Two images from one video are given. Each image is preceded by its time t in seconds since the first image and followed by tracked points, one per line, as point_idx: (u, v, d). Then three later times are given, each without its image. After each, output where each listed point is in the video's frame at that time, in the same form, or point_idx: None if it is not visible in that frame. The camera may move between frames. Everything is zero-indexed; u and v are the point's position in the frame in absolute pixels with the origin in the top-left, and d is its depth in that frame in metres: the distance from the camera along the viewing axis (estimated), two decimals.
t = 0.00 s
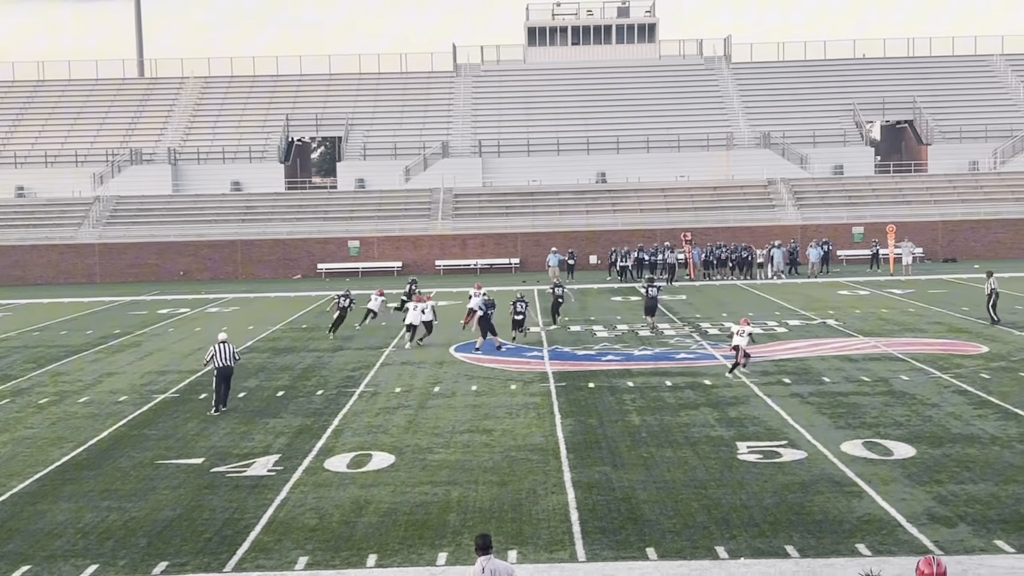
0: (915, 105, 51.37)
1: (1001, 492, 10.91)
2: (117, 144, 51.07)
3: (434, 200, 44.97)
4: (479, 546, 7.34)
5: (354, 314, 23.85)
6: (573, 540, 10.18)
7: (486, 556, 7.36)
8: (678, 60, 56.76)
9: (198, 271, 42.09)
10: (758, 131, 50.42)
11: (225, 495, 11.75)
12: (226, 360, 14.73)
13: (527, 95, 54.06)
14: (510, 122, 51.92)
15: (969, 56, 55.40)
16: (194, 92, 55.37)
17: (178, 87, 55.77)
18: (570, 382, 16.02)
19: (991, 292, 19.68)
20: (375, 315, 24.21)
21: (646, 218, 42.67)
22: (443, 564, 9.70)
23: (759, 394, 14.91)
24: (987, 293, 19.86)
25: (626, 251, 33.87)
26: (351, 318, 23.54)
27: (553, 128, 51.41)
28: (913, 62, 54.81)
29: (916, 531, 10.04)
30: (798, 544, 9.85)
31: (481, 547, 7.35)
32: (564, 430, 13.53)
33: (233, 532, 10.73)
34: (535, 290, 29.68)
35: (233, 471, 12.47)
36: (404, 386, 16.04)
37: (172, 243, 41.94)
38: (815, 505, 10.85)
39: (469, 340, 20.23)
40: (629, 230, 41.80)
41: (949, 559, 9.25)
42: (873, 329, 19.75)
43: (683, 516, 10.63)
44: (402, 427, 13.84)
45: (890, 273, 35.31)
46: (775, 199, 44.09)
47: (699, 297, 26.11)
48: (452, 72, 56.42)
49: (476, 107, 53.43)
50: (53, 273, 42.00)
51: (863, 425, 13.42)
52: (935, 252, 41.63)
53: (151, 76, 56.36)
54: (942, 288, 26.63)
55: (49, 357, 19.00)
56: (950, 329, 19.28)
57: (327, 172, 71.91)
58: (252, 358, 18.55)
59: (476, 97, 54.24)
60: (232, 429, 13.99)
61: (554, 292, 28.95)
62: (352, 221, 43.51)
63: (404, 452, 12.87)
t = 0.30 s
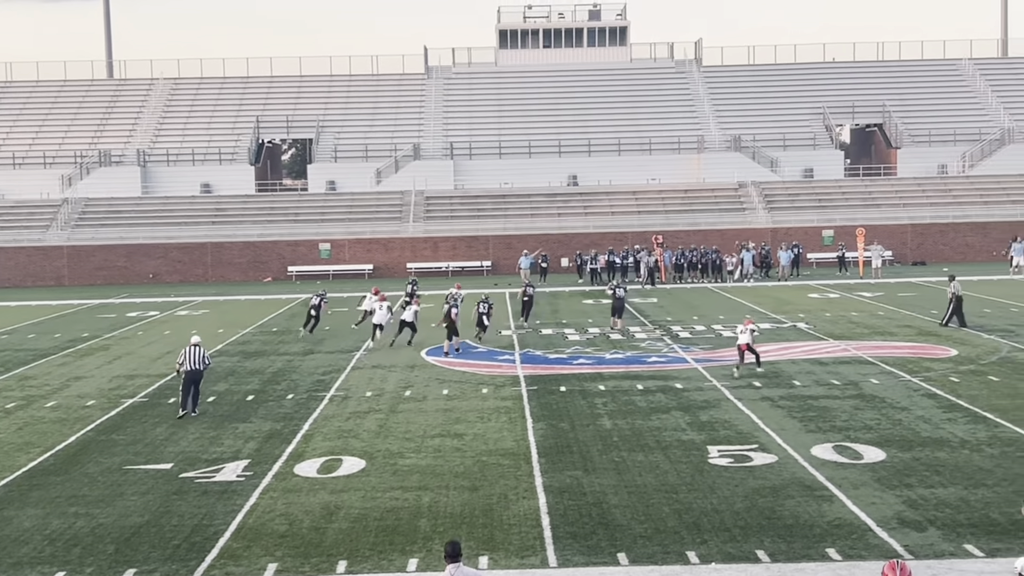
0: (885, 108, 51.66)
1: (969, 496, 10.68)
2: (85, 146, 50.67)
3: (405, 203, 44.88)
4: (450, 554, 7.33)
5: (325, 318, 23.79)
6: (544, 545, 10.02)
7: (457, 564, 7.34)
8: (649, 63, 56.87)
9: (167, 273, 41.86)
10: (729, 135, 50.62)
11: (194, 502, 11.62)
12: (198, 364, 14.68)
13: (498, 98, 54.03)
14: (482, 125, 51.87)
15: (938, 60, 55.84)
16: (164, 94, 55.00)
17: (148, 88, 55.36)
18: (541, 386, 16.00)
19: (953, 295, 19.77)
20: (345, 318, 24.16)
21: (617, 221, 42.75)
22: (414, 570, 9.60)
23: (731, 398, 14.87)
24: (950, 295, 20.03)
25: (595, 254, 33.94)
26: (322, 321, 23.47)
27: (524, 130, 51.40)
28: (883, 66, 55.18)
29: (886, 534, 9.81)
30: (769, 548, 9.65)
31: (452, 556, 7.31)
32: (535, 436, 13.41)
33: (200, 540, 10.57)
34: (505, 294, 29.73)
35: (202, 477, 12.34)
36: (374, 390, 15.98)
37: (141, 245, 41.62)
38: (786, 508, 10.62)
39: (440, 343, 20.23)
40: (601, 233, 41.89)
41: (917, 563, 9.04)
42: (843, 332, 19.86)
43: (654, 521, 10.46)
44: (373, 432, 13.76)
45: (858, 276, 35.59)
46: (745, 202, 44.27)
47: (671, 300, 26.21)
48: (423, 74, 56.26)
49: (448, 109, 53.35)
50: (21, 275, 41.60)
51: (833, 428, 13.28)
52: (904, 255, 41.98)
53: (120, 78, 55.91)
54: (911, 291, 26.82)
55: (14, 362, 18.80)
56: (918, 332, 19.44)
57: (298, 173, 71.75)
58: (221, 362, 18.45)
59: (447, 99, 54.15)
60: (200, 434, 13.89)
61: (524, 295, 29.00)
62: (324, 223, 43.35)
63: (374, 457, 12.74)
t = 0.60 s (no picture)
0: (851, 115, 52.18)
1: (935, 506, 10.75)
2: (49, 149, 50.07)
3: (373, 207, 44.71)
4: (413, 572, 7.05)
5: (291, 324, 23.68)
6: (510, 558, 9.97)
7: None
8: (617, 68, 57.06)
9: (132, 277, 41.29)
10: (696, 140, 50.87)
11: (156, 513, 11.49)
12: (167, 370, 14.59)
13: (467, 103, 53.93)
14: (450, 130, 51.80)
15: (903, 67, 56.44)
16: (129, 97, 54.43)
17: (113, 91, 54.73)
18: (508, 393, 15.95)
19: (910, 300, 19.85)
20: (311, 323, 24.10)
21: (585, 226, 42.80)
22: None
23: (697, 406, 14.90)
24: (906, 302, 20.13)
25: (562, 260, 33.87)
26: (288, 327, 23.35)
27: (493, 136, 51.37)
28: (848, 73, 55.74)
29: (852, 545, 9.85)
30: (735, 560, 9.66)
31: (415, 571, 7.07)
32: (502, 444, 13.37)
33: (160, 553, 10.42)
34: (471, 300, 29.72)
35: (164, 487, 12.21)
36: (340, 398, 15.89)
37: (105, 249, 41.10)
38: (752, 519, 10.66)
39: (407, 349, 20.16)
40: (569, 238, 41.90)
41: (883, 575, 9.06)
42: (810, 339, 19.96)
43: (621, 532, 10.46)
44: (338, 440, 13.67)
45: (825, 281, 35.80)
46: (712, 208, 44.49)
47: (639, 305, 26.28)
48: (391, 78, 56.04)
49: (416, 113, 53.18)
50: None
51: (799, 436, 13.32)
52: (870, 260, 42.23)
53: (85, 80, 55.27)
54: (877, 297, 27.04)
55: None
56: (884, 339, 19.58)
57: (265, 178, 71.30)
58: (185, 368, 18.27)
59: (415, 103, 54.00)
60: (164, 443, 13.76)
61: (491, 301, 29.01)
62: (290, 227, 43.10)
63: (339, 467, 12.66)
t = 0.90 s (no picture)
0: (808, 127, 52.84)
1: (890, 527, 10.87)
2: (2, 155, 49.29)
3: (331, 217, 44.49)
4: None
5: (247, 338, 23.48)
6: None
7: None
8: (577, 79, 57.49)
9: (87, 286, 40.68)
10: (656, 152, 51.15)
11: (108, 533, 11.32)
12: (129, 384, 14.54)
13: (427, 112, 53.83)
14: (409, 137, 51.68)
15: (860, 81, 57.28)
16: (84, 103, 53.60)
17: (68, 98, 53.98)
18: (466, 409, 15.91)
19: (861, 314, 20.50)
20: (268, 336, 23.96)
21: (545, 237, 42.83)
22: None
23: (655, 422, 14.97)
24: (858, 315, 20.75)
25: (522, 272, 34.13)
26: (244, 340, 23.16)
27: (452, 145, 51.28)
28: (806, 85, 56.43)
29: (808, 567, 9.92)
30: None
31: None
32: (460, 462, 13.36)
33: (111, 574, 10.26)
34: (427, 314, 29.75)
35: (116, 507, 12.06)
36: (297, 413, 15.78)
37: (58, 258, 40.33)
38: (709, 540, 10.72)
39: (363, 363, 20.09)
40: (529, 250, 41.83)
41: None
42: (768, 353, 20.12)
43: (578, 554, 10.46)
44: (294, 458, 13.58)
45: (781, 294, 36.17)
46: (671, 220, 44.72)
47: (598, 318, 26.38)
48: (350, 86, 55.87)
49: (375, 121, 53.01)
50: None
51: (756, 454, 13.42)
52: (827, 274, 42.63)
53: (40, 86, 54.43)
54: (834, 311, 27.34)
55: None
56: (841, 354, 19.78)
57: (223, 186, 71.18)
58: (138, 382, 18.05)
59: (375, 111, 53.88)
60: (117, 460, 13.59)
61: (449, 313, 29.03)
62: (249, 237, 42.79)
63: (295, 486, 12.59)
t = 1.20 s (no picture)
0: (754, 147, 53.69)
1: (831, 548, 10.98)
2: None
3: (277, 232, 44.28)
4: None
5: (190, 355, 23.25)
6: None
7: None
8: (526, 97, 58.08)
9: (28, 300, 39.94)
10: (603, 170, 51.62)
11: (43, 555, 11.05)
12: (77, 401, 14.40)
13: (376, 127, 53.86)
14: (358, 151, 51.69)
15: (804, 102, 58.37)
16: (27, 115, 52.97)
17: (9, 112, 53.23)
18: (411, 428, 15.85)
19: (798, 333, 20.83)
20: (212, 353, 23.78)
21: (493, 254, 42.93)
22: None
23: (600, 441, 15.03)
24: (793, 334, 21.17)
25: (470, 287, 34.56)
26: (187, 357, 22.94)
27: (401, 160, 51.26)
28: (752, 106, 57.37)
29: None
30: None
31: None
32: (404, 482, 13.32)
33: None
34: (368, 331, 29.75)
35: (52, 528, 11.84)
36: (240, 432, 15.65)
37: None
38: (651, 561, 10.75)
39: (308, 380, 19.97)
40: (477, 266, 41.86)
41: None
42: (713, 373, 20.30)
43: None
44: (236, 478, 13.46)
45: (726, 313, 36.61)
46: (619, 238, 45.04)
47: (545, 336, 26.49)
48: (298, 101, 55.78)
49: (324, 136, 52.94)
50: None
51: (699, 474, 13.51)
52: (771, 292, 43.01)
53: None
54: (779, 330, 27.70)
55: None
56: (784, 374, 20.00)
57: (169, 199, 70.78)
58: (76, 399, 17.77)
59: (323, 125, 53.85)
60: (53, 480, 13.36)
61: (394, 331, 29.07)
62: (194, 251, 42.46)
63: (236, 507, 12.48)
